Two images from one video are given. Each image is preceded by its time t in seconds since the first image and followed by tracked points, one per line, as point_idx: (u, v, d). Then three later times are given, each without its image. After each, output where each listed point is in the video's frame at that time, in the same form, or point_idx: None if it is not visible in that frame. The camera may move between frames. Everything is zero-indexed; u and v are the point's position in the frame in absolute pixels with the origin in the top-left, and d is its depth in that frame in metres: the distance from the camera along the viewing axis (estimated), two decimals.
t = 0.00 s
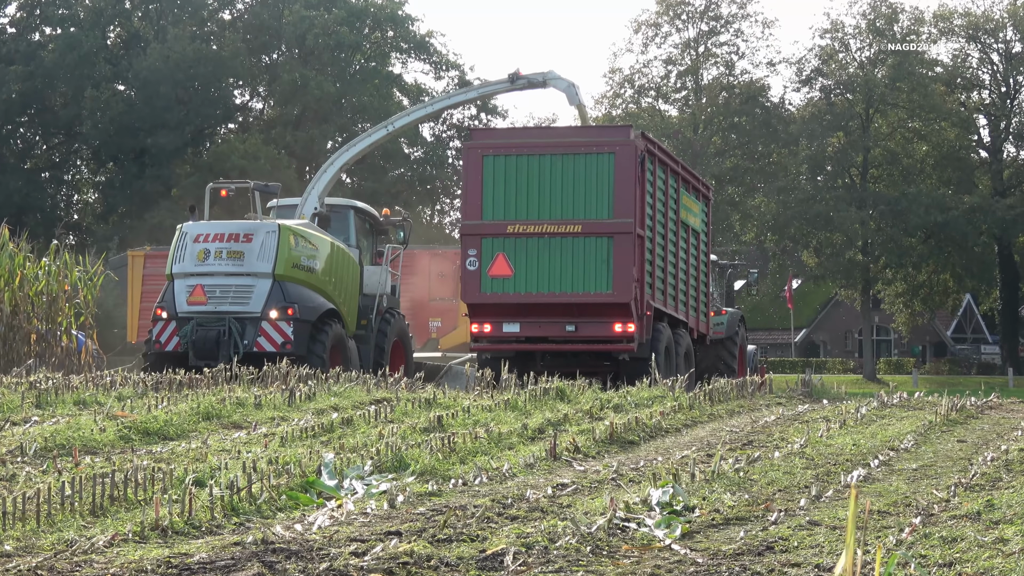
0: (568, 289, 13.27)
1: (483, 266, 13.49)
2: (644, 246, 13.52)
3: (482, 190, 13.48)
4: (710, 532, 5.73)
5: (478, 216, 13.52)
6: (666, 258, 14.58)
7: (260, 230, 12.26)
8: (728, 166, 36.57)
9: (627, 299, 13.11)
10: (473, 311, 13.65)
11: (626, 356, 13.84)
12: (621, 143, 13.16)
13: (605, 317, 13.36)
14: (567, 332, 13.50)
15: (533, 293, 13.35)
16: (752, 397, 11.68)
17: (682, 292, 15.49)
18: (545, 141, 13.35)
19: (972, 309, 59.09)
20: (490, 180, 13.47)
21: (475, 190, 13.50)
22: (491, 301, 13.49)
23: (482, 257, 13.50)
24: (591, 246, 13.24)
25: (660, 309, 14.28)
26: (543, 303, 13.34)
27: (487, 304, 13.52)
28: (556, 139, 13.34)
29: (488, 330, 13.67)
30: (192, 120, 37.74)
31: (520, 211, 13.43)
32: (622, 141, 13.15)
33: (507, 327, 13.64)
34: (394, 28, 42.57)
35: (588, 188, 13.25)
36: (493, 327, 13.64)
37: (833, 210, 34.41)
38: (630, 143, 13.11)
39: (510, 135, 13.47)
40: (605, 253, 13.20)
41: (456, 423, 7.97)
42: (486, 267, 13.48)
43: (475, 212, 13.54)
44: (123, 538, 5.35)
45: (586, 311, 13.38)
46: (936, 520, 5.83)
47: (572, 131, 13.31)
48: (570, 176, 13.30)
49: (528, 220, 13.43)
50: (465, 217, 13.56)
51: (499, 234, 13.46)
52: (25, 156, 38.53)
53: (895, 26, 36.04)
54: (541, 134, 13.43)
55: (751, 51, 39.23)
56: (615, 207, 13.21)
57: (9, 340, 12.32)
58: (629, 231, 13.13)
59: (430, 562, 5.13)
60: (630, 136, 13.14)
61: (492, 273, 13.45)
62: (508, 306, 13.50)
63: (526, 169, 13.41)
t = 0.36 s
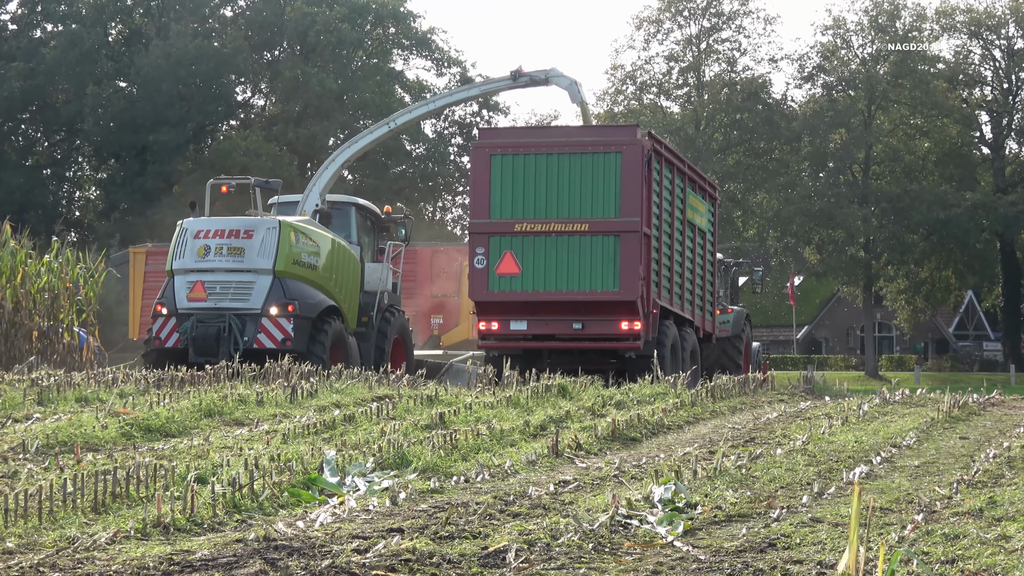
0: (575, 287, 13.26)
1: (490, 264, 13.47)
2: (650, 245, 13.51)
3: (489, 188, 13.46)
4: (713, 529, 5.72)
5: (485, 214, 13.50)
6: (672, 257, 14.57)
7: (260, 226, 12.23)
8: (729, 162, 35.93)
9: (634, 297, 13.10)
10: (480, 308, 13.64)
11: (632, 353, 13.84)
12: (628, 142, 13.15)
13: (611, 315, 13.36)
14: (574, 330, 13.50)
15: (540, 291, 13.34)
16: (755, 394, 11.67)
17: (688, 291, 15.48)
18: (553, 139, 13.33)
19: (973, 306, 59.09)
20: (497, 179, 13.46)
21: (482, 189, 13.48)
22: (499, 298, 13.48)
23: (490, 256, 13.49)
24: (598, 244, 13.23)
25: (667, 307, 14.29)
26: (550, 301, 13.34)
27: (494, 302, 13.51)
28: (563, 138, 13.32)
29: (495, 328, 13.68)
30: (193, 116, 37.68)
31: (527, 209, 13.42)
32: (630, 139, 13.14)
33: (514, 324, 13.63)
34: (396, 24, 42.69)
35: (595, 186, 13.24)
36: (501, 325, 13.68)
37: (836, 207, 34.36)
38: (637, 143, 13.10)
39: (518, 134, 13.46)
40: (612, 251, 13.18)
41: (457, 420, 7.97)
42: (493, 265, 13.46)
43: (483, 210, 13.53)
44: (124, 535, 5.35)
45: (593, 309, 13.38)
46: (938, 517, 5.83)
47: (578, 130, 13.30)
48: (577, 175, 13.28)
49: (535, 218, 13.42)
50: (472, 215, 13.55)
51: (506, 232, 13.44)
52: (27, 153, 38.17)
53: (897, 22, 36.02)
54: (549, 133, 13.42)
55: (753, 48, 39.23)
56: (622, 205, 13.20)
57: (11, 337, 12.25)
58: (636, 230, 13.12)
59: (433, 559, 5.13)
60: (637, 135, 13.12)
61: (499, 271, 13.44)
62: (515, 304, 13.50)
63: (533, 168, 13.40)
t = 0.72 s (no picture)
0: (579, 285, 13.26)
1: (493, 262, 13.49)
2: (653, 242, 13.50)
3: (493, 186, 13.48)
4: (715, 526, 5.73)
5: (489, 213, 13.52)
6: (674, 254, 14.58)
7: (257, 221, 12.23)
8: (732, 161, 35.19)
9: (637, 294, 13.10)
10: (484, 306, 13.64)
11: (636, 351, 13.83)
12: (631, 140, 13.16)
13: (615, 313, 13.36)
14: (577, 328, 13.49)
15: (544, 289, 13.35)
16: (757, 391, 11.67)
17: (691, 288, 15.48)
18: (556, 137, 13.35)
19: (976, 304, 59.09)
20: (501, 177, 13.47)
21: (486, 187, 13.50)
22: (502, 296, 13.48)
23: (493, 254, 13.50)
24: (601, 242, 13.23)
25: (670, 305, 14.29)
26: (554, 299, 13.34)
27: (497, 300, 13.52)
28: (566, 136, 13.34)
29: (499, 326, 13.69)
30: (196, 113, 37.70)
31: (531, 207, 13.44)
32: (632, 137, 13.15)
33: (518, 322, 13.63)
34: (399, 22, 42.72)
35: (598, 184, 13.25)
36: (505, 323, 13.69)
37: (839, 205, 34.38)
38: (640, 140, 13.11)
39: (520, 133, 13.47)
40: (615, 249, 13.18)
41: (459, 417, 7.97)
42: (496, 263, 13.48)
43: (486, 208, 13.55)
44: (127, 532, 5.35)
45: (597, 306, 13.37)
46: (940, 514, 5.83)
47: (581, 128, 13.31)
48: (580, 173, 13.30)
49: (538, 216, 13.43)
50: (475, 214, 13.56)
51: (509, 230, 13.46)
52: (29, 149, 38.28)
53: (899, 20, 36.06)
54: (551, 131, 13.43)
55: (755, 45, 39.25)
56: (625, 203, 13.20)
57: (14, 334, 12.34)
58: (639, 227, 13.12)
59: (435, 555, 5.13)
60: (640, 133, 13.13)
61: (503, 269, 13.45)
62: (519, 302, 13.51)
63: (536, 167, 13.42)
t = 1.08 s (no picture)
0: (582, 284, 13.26)
1: (496, 260, 13.47)
2: (657, 241, 13.51)
3: (496, 185, 13.47)
4: (718, 524, 5.72)
5: (492, 211, 13.52)
6: (678, 253, 14.57)
7: (253, 216, 12.26)
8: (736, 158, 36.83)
9: (640, 293, 13.10)
10: (487, 305, 13.63)
11: (639, 350, 13.83)
12: (635, 139, 13.17)
13: (618, 312, 13.35)
14: (580, 327, 13.49)
15: (546, 288, 13.34)
16: (760, 389, 11.66)
17: (694, 286, 15.47)
18: (559, 136, 13.36)
19: (979, 302, 59.03)
20: (504, 175, 13.46)
21: (489, 185, 13.50)
22: (506, 295, 13.48)
23: (496, 252, 13.48)
24: (604, 240, 13.23)
25: (673, 303, 14.28)
26: (556, 298, 13.34)
27: (501, 299, 13.51)
28: (570, 134, 13.34)
29: (502, 325, 13.67)
30: (200, 110, 37.73)
31: (534, 206, 13.43)
32: (636, 136, 13.16)
33: (520, 321, 13.63)
34: (403, 19, 42.75)
35: (602, 183, 13.25)
36: (508, 321, 13.67)
37: (842, 202, 34.38)
38: (643, 139, 13.11)
39: (524, 131, 13.48)
40: (618, 248, 13.18)
41: (463, 415, 7.96)
42: (499, 261, 13.46)
43: (489, 207, 13.54)
44: (130, 529, 5.35)
45: (599, 305, 13.37)
46: (943, 512, 5.83)
47: (585, 126, 13.32)
48: (583, 171, 13.30)
49: (541, 214, 13.43)
50: (478, 212, 13.56)
51: (513, 228, 13.45)
52: (33, 146, 38.40)
53: (903, 18, 36.09)
54: (554, 130, 13.44)
55: (759, 43, 39.31)
56: (628, 202, 13.20)
57: (17, 331, 12.41)
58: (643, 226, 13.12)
59: (437, 553, 5.12)
60: (644, 132, 13.14)
61: (506, 267, 13.44)
62: (522, 301, 13.49)
63: (540, 165, 13.42)
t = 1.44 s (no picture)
0: (587, 281, 13.25)
1: (502, 257, 13.47)
2: (661, 238, 13.50)
3: (500, 182, 13.47)
4: (723, 521, 5.73)
5: (498, 208, 13.51)
6: (683, 251, 14.56)
7: (247, 211, 12.19)
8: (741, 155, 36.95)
9: (646, 290, 13.10)
10: (493, 303, 13.63)
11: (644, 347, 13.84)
12: (640, 136, 13.16)
13: (623, 308, 13.35)
14: (585, 324, 13.49)
15: (551, 284, 13.34)
16: (765, 387, 11.66)
17: (699, 284, 15.47)
18: (564, 133, 13.35)
19: (983, 300, 58.93)
20: (509, 172, 13.46)
21: (494, 182, 13.49)
22: (511, 292, 13.47)
23: (501, 249, 13.48)
24: (609, 238, 13.23)
25: (678, 300, 14.28)
26: (561, 295, 13.33)
27: (506, 296, 13.51)
28: (575, 131, 13.33)
29: (507, 321, 13.67)
30: (205, 108, 37.71)
31: (539, 202, 13.43)
32: (641, 133, 13.15)
33: (525, 318, 13.63)
34: (407, 17, 42.75)
35: (607, 181, 13.25)
36: (513, 318, 13.66)
37: (846, 200, 34.33)
38: (648, 136, 13.11)
39: (528, 128, 13.47)
40: (624, 245, 13.17)
41: (468, 413, 7.96)
42: (504, 258, 13.46)
43: (494, 204, 13.54)
44: (136, 527, 5.35)
45: (605, 302, 13.37)
46: (949, 510, 5.82)
47: (590, 123, 13.31)
48: (588, 168, 13.29)
49: (546, 211, 13.43)
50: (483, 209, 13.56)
51: (518, 225, 13.45)
52: (39, 145, 38.52)
53: (908, 15, 36.06)
54: (559, 127, 13.43)
55: (764, 41, 39.27)
56: (633, 199, 13.19)
57: (22, 329, 12.45)
58: (648, 223, 13.10)
59: (443, 551, 5.13)
60: (648, 129, 13.13)
61: (511, 264, 13.44)
62: (527, 298, 13.49)
63: (544, 162, 13.41)
